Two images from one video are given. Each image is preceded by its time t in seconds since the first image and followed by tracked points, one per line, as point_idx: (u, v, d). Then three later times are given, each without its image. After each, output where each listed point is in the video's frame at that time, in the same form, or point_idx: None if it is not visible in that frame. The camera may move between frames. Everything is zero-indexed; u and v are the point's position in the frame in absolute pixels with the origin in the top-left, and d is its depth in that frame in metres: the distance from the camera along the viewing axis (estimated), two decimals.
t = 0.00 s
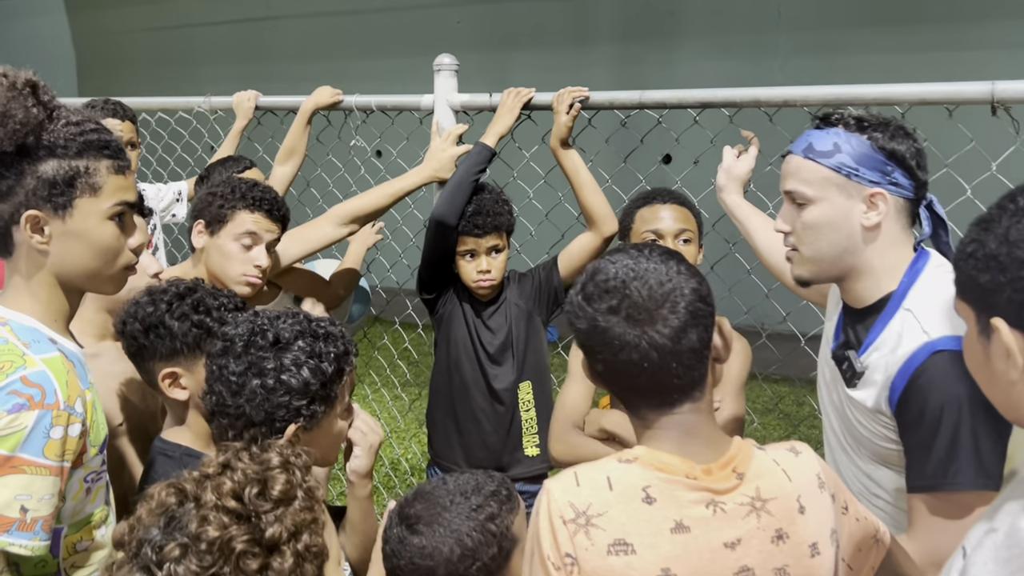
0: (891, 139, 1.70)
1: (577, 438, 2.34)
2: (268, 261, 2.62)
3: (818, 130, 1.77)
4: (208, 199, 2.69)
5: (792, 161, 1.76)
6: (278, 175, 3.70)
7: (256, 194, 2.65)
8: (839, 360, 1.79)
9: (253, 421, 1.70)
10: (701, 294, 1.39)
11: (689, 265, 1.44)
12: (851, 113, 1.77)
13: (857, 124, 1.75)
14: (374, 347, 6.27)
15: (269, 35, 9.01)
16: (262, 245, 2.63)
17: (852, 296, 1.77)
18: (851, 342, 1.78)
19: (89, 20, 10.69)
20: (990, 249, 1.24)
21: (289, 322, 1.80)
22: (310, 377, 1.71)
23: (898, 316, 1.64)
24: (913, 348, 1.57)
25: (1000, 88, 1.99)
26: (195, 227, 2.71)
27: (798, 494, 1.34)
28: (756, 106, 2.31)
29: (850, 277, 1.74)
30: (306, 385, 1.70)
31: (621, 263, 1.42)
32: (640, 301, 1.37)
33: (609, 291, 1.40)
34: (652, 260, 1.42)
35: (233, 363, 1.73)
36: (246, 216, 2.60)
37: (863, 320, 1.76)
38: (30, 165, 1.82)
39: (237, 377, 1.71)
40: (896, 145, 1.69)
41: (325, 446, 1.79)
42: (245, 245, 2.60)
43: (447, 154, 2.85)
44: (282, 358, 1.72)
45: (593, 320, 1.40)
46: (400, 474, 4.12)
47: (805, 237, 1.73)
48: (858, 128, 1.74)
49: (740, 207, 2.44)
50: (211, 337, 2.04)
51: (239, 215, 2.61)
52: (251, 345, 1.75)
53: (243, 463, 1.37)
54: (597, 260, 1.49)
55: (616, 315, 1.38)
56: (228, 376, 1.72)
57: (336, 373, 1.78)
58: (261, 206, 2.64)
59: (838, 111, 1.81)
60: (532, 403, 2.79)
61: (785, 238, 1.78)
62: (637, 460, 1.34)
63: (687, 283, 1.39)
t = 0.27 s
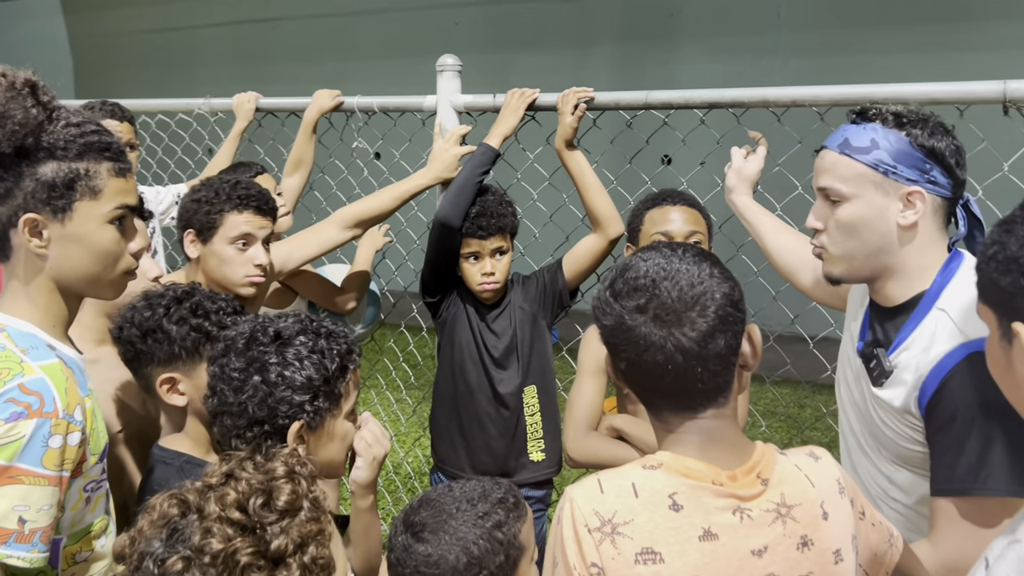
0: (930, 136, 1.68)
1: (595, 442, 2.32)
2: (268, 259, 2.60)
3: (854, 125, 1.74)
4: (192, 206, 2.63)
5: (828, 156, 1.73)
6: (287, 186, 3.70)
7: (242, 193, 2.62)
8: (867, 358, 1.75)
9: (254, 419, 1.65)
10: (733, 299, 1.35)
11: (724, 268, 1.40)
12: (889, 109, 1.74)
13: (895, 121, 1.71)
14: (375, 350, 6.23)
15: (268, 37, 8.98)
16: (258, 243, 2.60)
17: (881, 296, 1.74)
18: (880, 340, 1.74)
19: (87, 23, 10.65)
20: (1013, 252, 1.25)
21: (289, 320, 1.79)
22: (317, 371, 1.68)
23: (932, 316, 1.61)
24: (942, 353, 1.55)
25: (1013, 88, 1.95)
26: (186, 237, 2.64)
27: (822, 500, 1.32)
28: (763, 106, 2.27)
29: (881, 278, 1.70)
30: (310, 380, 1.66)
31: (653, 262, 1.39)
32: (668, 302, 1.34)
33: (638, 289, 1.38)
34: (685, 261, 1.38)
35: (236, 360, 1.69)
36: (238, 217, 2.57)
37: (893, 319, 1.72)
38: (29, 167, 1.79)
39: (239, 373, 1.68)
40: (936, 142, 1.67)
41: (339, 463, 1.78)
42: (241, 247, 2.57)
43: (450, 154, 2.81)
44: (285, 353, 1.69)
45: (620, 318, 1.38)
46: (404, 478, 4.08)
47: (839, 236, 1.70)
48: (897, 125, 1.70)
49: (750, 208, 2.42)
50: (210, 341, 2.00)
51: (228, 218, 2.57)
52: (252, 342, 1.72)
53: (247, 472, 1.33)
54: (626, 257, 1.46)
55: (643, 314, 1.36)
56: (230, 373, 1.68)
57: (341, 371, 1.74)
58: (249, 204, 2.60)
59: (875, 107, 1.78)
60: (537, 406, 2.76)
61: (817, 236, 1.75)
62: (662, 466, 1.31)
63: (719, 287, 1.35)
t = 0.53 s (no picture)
0: (945, 138, 1.69)
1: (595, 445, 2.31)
2: (255, 256, 2.60)
3: (871, 118, 1.73)
4: (173, 211, 2.62)
5: (844, 145, 1.71)
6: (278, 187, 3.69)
7: (220, 192, 2.60)
8: (872, 360, 1.73)
9: (253, 417, 1.64)
10: (744, 303, 1.35)
11: (737, 272, 1.40)
12: (906, 106, 1.74)
13: (913, 118, 1.71)
14: (371, 352, 6.23)
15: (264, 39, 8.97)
16: (244, 241, 2.60)
17: (882, 295, 1.74)
18: (885, 342, 1.73)
19: (82, 26, 10.64)
20: (1005, 253, 1.19)
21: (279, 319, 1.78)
22: (312, 368, 1.68)
23: (935, 316, 1.62)
24: (955, 351, 1.54)
25: (1008, 88, 1.95)
26: (171, 242, 2.63)
27: (823, 505, 1.32)
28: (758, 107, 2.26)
29: (885, 274, 1.70)
30: (306, 374, 1.67)
31: (667, 260, 1.40)
32: (679, 302, 1.35)
33: (650, 286, 1.38)
34: (700, 262, 1.38)
35: (229, 360, 1.68)
36: (221, 218, 2.56)
37: (897, 321, 1.72)
38: (23, 170, 1.79)
39: (234, 373, 1.67)
40: (948, 143, 1.68)
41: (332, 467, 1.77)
42: (227, 246, 2.57)
43: (446, 155, 2.80)
44: (278, 349, 1.69)
45: (630, 316, 1.38)
46: (400, 481, 4.08)
47: (849, 227, 1.68)
48: (914, 121, 1.71)
49: (747, 209, 2.41)
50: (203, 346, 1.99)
51: (210, 219, 2.56)
52: (245, 341, 1.71)
53: (238, 476, 1.32)
54: (641, 254, 1.47)
55: (653, 312, 1.36)
56: (225, 374, 1.67)
57: (333, 364, 1.74)
58: (229, 203, 2.59)
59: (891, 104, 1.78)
60: (532, 408, 2.76)
61: (822, 227, 1.73)
62: (665, 469, 1.30)
63: (730, 291, 1.35)
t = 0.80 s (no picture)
0: (928, 137, 1.69)
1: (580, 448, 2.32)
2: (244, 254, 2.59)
3: (854, 119, 1.74)
4: (161, 211, 2.62)
5: (826, 149, 1.73)
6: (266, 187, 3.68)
7: (208, 191, 2.59)
8: (861, 358, 1.73)
9: (237, 420, 1.63)
10: (746, 302, 1.35)
11: (738, 270, 1.39)
12: (889, 106, 1.74)
13: (895, 119, 1.71)
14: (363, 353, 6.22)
15: (257, 39, 8.97)
16: (233, 240, 2.59)
17: (873, 293, 1.74)
18: (875, 339, 1.72)
19: (73, 26, 10.60)
20: (1000, 243, 1.18)
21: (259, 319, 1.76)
22: (298, 366, 1.68)
23: (926, 314, 1.61)
24: (944, 346, 1.54)
25: (995, 86, 1.95)
26: (160, 243, 2.64)
27: (817, 505, 1.31)
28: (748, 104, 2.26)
29: (871, 271, 1.70)
30: (289, 374, 1.66)
31: (669, 257, 1.38)
32: (681, 299, 1.34)
33: (651, 283, 1.36)
34: (702, 259, 1.37)
35: (211, 363, 1.68)
36: (211, 217, 2.56)
37: (887, 317, 1.72)
38: (11, 170, 1.79)
39: (217, 376, 1.66)
40: (932, 143, 1.68)
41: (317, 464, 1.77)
42: (216, 245, 2.56)
43: (436, 154, 2.79)
44: (261, 350, 1.68)
45: (631, 311, 1.37)
46: (391, 481, 4.07)
47: (830, 229, 1.69)
48: (896, 123, 1.71)
49: (736, 207, 2.41)
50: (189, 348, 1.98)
51: (199, 219, 2.56)
52: (227, 343, 1.70)
53: (220, 473, 1.32)
54: (642, 250, 1.45)
55: (654, 309, 1.35)
56: (207, 377, 1.67)
57: (317, 363, 1.74)
58: (217, 202, 2.58)
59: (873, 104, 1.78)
60: (524, 408, 2.76)
61: (807, 228, 1.75)
62: (659, 466, 1.30)
63: (733, 289, 1.34)
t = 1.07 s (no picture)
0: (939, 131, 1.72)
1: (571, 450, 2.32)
2: (233, 248, 2.60)
3: (871, 108, 1.73)
4: (150, 205, 2.64)
5: (850, 134, 1.70)
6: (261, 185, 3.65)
7: (197, 185, 2.61)
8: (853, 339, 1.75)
9: (223, 417, 1.63)
10: (744, 294, 1.33)
11: (736, 263, 1.37)
12: (903, 98, 1.74)
13: (913, 111, 1.72)
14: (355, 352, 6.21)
15: (250, 39, 8.96)
16: (222, 234, 2.59)
17: (867, 280, 1.75)
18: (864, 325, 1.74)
19: (65, 27, 10.58)
20: (992, 225, 1.17)
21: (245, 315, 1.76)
22: (284, 362, 1.67)
23: (916, 296, 1.59)
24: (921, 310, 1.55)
25: (982, 80, 1.95)
26: (150, 238, 2.65)
27: (814, 502, 1.32)
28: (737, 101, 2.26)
29: (873, 262, 1.72)
30: (274, 371, 1.65)
31: (668, 248, 1.36)
32: (680, 290, 1.31)
33: (649, 273, 1.34)
34: (700, 250, 1.35)
35: (195, 360, 1.67)
36: (200, 211, 2.57)
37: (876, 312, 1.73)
38: None
39: (200, 373, 1.65)
40: (942, 134, 1.72)
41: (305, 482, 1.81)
42: (205, 240, 2.57)
43: (427, 151, 2.77)
44: (246, 347, 1.67)
45: (629, 302, 1.34)
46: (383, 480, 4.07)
47: (852, 217, 1.68)
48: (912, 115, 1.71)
49: (725, 203, 2.41)
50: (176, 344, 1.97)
51: (188, 213, 2.57)
52: (210, 340, 1.69)
53: (203, 465, 1.32)
54: (640, 242, 1.43)
55: (653, 299, 1.33)
56: (191, 374, 1.66)
57: (303, 359, 1.73)
58: (206, 196, 2.59)
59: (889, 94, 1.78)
60: (515, 405, 2.76)
61: (822, 214, 1.72)
62: (656, 461, 1.29)
63: (731, 280, 1.32)
